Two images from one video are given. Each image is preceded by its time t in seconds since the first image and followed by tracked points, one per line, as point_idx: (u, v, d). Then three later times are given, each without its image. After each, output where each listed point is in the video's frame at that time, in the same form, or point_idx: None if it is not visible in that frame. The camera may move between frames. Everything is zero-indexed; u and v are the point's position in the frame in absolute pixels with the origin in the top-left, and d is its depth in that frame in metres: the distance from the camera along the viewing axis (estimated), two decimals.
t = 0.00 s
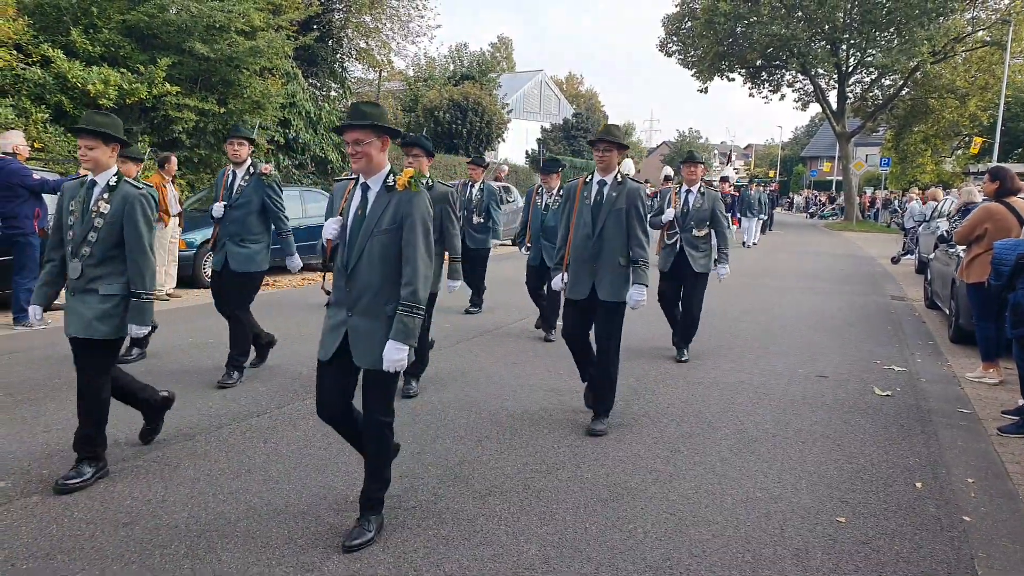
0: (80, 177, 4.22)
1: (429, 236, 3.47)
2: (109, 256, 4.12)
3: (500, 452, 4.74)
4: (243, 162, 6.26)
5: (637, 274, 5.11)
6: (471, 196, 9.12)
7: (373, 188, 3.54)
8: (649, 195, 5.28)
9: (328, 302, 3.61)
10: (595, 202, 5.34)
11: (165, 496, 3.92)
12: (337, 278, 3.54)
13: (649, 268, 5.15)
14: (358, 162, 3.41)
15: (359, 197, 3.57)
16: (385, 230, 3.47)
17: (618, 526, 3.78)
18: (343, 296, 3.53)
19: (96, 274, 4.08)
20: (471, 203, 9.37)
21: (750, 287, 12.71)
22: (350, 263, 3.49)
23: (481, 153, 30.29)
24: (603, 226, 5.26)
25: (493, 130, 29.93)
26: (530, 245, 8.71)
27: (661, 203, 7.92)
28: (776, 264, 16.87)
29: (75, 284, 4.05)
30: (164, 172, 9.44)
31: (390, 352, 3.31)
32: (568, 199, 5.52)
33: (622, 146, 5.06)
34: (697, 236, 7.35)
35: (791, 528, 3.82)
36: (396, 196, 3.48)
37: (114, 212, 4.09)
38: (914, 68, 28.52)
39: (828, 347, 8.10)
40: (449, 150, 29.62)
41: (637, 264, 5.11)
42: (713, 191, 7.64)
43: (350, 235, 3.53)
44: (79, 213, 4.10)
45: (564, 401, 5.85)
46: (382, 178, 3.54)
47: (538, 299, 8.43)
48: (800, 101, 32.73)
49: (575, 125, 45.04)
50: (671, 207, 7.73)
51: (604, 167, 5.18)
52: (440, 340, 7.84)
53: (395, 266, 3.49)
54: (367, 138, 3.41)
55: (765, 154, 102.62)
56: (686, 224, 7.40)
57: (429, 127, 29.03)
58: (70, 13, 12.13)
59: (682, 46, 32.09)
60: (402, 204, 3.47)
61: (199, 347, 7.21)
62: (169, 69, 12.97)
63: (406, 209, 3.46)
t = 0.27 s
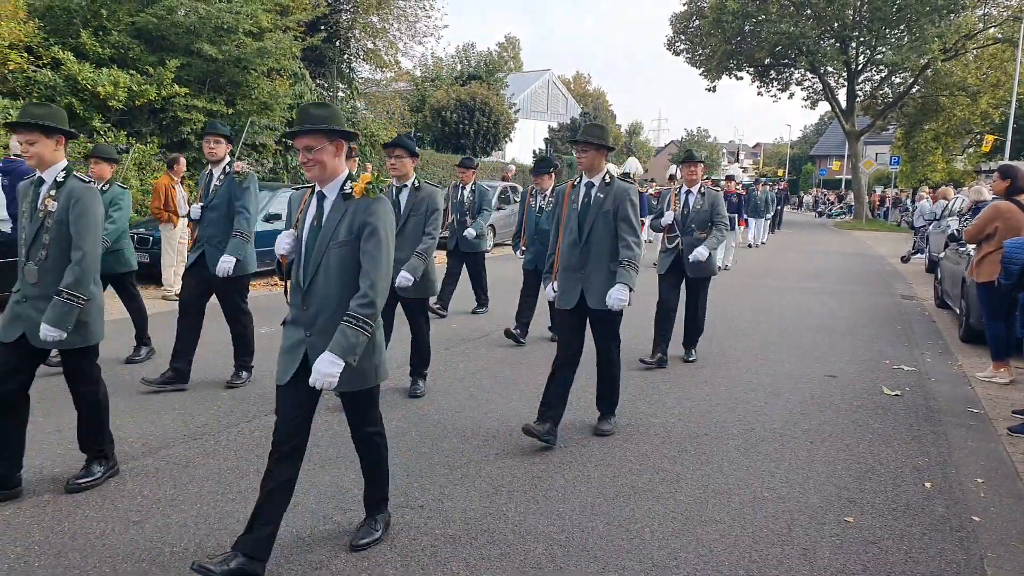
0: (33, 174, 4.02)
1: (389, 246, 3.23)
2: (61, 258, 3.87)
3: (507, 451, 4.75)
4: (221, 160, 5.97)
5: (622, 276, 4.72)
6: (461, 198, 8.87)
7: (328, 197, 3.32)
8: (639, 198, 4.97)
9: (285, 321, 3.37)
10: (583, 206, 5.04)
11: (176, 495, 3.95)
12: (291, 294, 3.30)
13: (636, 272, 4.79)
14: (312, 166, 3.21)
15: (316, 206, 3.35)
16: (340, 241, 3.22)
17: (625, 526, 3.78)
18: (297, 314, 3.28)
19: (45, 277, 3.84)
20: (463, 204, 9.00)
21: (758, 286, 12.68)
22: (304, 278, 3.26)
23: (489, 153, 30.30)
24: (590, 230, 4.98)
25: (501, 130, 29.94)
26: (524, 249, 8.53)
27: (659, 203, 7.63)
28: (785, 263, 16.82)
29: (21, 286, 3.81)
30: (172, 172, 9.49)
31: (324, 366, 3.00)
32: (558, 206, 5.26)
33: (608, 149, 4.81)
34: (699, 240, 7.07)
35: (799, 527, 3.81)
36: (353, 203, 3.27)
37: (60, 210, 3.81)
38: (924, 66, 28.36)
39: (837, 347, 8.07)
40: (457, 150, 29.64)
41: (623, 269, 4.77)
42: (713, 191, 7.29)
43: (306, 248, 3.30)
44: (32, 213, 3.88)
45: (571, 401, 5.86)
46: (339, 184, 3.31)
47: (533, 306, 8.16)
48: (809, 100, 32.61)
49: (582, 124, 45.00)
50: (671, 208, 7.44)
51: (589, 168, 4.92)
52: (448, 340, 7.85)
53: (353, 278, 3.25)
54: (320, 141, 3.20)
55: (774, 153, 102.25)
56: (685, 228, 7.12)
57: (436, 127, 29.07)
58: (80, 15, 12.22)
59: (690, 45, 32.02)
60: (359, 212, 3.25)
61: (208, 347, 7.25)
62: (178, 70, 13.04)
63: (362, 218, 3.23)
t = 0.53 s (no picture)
0: None
1: (329, 242, 2.90)
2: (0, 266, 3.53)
3: (514, 449, 4.76)
4: (189, 160, 5.66)
5: (603, 283, 4.42)
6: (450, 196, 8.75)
7: (264, 186, 2.99)
8: (622, 194, 4.59)
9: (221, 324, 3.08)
10: (562, 202, 4.68)
11: (186, 492, 3.98)
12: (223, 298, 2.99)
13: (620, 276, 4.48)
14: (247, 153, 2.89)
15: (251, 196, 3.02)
16: (276, 238, 2.90)
17: (632, 524, 3.78)
18: (231, 318, 2.98)
19: None
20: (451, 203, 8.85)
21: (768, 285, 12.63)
22: (236, 278, 2.94)
23: (497, 152, 30.31)
24: (568, 228, 4.62)
25: (510, 129, 29.93)
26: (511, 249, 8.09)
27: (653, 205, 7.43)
28: (794, 262, 16.76)
29: None
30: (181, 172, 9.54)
31: (287, 388, 2.80)
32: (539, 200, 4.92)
33: (587, 145, 4.53)
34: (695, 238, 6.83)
35: (806, 527, 3.80)
36: (290, 193, 2.94)
37: None
38: (935, 64, 28.19)
39: (846, 346, 8.04)
40: (465, 149, 29.67)
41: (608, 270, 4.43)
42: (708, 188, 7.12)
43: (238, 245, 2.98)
44: None
45: (579, 399, 5.85)
46: (276, 172, 2.99)
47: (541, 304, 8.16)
48: (819, 98, 32.46)
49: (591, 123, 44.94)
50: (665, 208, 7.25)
51: (565, 164, 4.58)
52: (455, 339, 7.86)
53: (291, 278, 2.93)
54: (255, 124, 2.88)
55: (783, 152, 101.86)
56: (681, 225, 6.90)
57: (445, 126, 29.10)
58: (90, 14, 12.30)
59: (700, 44, 31.93)
60: (296, 204, 2.91)
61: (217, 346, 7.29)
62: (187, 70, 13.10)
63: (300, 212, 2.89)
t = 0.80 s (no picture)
0: None
1: (279, 250, 2.67)
2: None
3: (522, 448, 4.78)
4: (154, 154, 5.59)
5: (598, 287, 4.07)
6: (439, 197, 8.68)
7: (203, 188, 2.71)
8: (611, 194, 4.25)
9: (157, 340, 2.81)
10: (545, 202, 4.32)
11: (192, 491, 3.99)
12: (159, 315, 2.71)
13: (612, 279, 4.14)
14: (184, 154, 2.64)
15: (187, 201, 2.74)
16: (218, 250, 2.63)
17: (637, 524, 3.78)
18: (167, 336, 2.71)
19: None
20: (440, 204, 8.78)
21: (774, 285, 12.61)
22: (173, 293, 2.67)
23: (503, 152, 30.34)
24: (551, 230, 4.25)
25: (515, 128, 29.96)
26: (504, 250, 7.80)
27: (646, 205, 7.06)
28: (801, 262, 16.72)
29: None
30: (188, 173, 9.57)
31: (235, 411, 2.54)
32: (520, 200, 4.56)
33: (571, 141, 4.21)
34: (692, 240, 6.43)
35: (812, 526, 3.80)
36: (233, 198, 2.66)
37: None
38: (943, 62, 28.08)
39: (853, 346, 8.01)
40: (471, 149, 29.71)
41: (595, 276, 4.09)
42: (704, 187, 6.76)
43: (174, 254, 2.69)
44: None
45: (585, 399, 5.84)
46: (217, 174, 2.71)
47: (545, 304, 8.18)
48: (826, 97, 32.37)
49: (597, 122, 44.91)
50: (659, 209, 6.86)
51: (547, 161, 4.24)
52: (461, 338, 7.87)
53: (236, 290, 2.68)
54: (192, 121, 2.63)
55: (790, 152, 101.65)
56: (677, 227, 6.49)
57: (450, 126, 29.13)
58: (97, 15, 12.36)
59: (705, 43, 31.89)
60: (240, 210, 2.65)
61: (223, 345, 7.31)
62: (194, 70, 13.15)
63: (246, 220, 2.64)
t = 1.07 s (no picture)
0: None
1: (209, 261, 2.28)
2: None
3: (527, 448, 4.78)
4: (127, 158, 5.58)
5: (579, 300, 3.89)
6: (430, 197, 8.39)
7: (124, 184, 2.32)
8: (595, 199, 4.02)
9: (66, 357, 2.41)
10: (526, 204, 4.11)
11: (199, 490, 4.01)
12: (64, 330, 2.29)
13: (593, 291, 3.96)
14: (104, 144, 2.26)
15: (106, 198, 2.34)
16: (138, 256, 2.23)
17: (643, 524, 3.77)
18: (75, 354, 2.31)
19: None
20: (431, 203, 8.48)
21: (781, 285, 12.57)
22: (82, 305, 2.26)
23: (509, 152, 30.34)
24: (531, 235, 4.04)
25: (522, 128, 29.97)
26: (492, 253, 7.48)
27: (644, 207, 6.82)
28: (808, 262, 16.67)
29: None
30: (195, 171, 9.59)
31: (155, 447, 2.19)
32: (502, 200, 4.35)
33: (555, 141, 3.95)
34: (688, 245, 6.20)
35: (818, 528, 3.79)
36: (155, 198, 2.27)
37: None
38: (951, 62, 27.97)
39: (860, 347, 7.98)
40: (477, 149, 29.73)
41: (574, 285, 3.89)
42: (706, 191, 6.50)
43: (86, 258, 2.28)
44: None
45: (591, 399, 5.84)
46: (141, 167, 2.32)
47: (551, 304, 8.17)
48: (833, 97, 32.28)
49: (604, 122, 44.88)
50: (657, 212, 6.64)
51: (531, 162, 4.01)
52: (467, 338, 7.86)
53: (158, 305, 2.28)
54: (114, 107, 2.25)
55: (797, 152, 101.37)
56: (673, 231, 6.27)
57: (457, 126, 29.15)
58: (106, 15, 12.44)
59: (713, 43, 31.86)
60: (163, 211, 2.25)
61: (230, 344, 7.33)
62: (202, 69, 13.19)
63: (169, 221, 2.24)
